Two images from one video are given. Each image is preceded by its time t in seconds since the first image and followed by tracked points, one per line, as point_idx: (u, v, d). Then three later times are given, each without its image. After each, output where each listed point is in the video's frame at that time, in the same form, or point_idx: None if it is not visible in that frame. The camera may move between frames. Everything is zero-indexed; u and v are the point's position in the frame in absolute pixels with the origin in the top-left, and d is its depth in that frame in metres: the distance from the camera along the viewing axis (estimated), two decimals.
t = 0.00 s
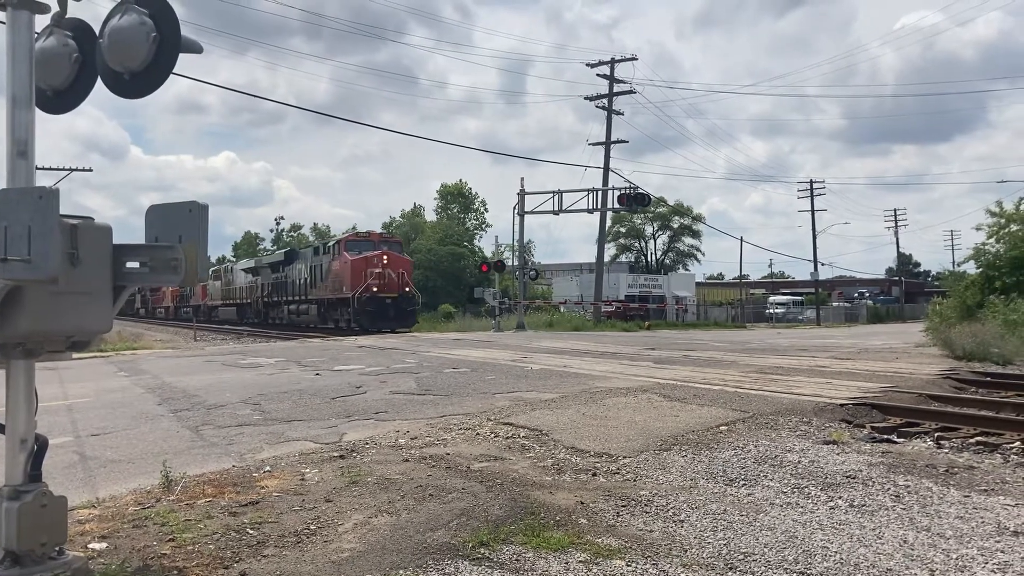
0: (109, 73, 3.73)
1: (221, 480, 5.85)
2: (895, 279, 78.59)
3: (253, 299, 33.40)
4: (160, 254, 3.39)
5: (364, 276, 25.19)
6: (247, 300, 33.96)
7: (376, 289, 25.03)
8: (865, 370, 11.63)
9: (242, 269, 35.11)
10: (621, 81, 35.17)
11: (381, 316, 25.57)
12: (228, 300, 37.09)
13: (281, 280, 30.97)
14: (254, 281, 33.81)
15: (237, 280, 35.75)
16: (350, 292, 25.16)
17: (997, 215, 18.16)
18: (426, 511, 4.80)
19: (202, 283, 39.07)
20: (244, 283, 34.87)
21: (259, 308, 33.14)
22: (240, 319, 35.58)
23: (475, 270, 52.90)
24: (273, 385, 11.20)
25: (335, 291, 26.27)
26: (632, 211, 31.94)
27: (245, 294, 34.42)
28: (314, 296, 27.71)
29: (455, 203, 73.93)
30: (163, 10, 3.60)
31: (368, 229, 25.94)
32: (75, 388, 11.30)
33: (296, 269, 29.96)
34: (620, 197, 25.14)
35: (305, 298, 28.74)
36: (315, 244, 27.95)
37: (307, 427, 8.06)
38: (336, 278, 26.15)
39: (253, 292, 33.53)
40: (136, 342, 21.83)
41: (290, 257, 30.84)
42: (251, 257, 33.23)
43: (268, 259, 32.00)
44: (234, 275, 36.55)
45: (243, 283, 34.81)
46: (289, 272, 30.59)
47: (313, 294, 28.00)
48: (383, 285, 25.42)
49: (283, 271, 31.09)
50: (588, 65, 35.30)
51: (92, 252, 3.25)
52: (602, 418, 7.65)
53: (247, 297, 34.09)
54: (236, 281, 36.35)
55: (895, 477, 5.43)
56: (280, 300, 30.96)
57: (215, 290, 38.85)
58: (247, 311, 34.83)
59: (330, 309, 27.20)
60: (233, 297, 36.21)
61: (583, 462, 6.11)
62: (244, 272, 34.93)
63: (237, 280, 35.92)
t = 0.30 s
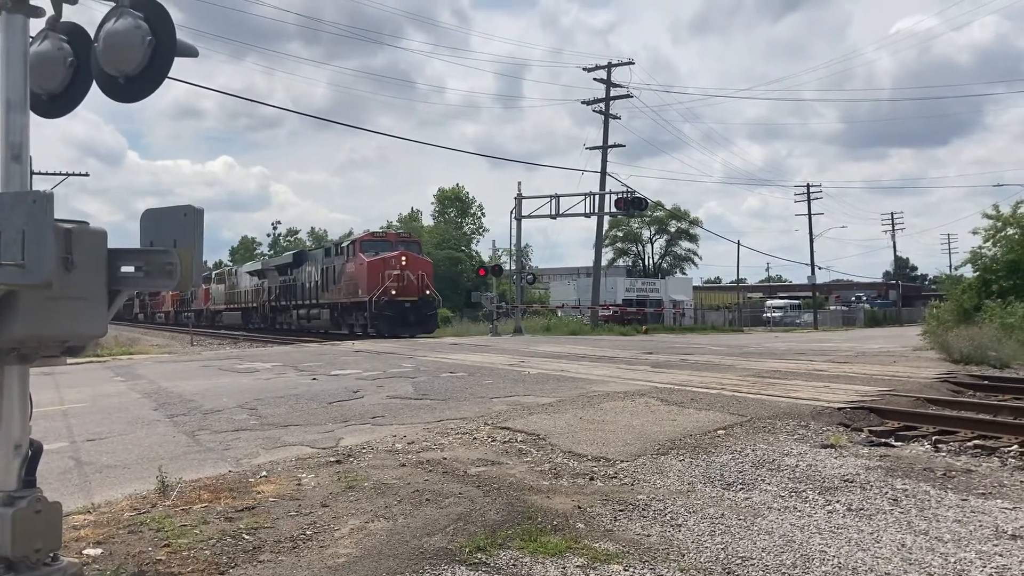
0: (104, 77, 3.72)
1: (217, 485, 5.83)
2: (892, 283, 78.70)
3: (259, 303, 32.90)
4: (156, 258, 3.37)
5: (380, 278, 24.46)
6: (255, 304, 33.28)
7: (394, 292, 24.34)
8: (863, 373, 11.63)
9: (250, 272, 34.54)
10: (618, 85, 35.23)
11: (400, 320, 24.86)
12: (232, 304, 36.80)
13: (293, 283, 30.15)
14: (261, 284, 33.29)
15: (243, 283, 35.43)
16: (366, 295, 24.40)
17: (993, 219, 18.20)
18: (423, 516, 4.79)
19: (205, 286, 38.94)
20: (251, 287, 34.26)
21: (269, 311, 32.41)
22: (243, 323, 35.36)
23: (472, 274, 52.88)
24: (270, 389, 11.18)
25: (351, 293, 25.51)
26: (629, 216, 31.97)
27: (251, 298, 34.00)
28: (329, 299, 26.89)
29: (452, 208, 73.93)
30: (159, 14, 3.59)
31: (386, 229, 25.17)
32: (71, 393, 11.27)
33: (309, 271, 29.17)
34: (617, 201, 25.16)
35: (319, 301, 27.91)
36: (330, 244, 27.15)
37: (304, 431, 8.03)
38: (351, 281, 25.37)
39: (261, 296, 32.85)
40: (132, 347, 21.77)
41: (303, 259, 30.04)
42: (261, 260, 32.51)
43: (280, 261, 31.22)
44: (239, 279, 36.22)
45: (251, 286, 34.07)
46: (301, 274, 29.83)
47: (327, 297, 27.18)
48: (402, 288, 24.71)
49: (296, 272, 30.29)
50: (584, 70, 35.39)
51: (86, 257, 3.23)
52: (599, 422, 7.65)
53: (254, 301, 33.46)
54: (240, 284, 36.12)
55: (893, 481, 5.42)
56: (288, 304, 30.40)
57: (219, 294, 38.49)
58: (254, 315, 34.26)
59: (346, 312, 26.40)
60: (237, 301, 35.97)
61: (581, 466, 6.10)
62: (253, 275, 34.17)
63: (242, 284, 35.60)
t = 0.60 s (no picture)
0: (98, 83, 3.72)
1: (212, 491, 5.82)
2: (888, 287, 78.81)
3: (266, 308, 32.07)
4: (151, 265, 3.36)
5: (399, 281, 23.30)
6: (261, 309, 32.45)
7: (415, 296, 23.25)
8: (859, 377, 11.64)
9: (256, 276, 33.65)
10: (614, 90, 35.27)
11: (421, 325, 23.77)
12: (237, 309, 36.10)
13: (304, 287, 29.06)
14: (267, 287, 32.43)
15: (247, 287, 34.62)
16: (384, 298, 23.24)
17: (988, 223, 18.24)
18: (418, 522, 4.78)
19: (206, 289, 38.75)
20: (258, 291, 33.41)
21: (277, 316, 31.49)
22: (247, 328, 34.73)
23: (469, 279, 52.82)
24: (265, 395, 11.15)
25: (367, 297, 24.35)
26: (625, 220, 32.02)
27: (257, 302, 33.22)
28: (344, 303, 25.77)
29: (449, 213, 73.88)
30: (153, 20, 3.61)
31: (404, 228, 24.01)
32: (67, 399, 11.24)
33: (321, 273, 28.08)
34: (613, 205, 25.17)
35: (333, 306, 26.78)
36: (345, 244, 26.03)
37: (299, 437, 8.02)
38: (367, 283, 24.26)
39: (268, 300, 32.00)
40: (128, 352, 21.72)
41: (315, 262, 28.98)
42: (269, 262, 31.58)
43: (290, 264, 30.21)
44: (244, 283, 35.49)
45: (257, 291, 33.22)
46: (313, 278, 28.79)
47: (342, 301, 26.05)
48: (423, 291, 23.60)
49: (308, 275, 29.21)
50: (580, 75, 35.46)
51: (81, 263, 3.23)
52: (595, 427, 7.64)
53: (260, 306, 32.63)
54: (243, 287, 35.65)
55: (888, 486, 5.42)
56: (298, 308, 29.49)
57: (222, 298, 37.71)
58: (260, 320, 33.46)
59: (362, 316, 25.25)
60: (241, 305, 35.29)
61: (577, 472, 6.10)
62: (260, 278, 33.20)
63: (247, 288, 34.83)
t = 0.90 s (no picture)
0: (89, 86, 3.70)
1: (203, 496, 5.81)
2: (880, 291, 78.99)
3: (268, 312, 30.80)
4: (142, 269, 3.35)
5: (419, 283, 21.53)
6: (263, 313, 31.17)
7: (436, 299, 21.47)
8: (852, 381, 11.65)
9: (259, 278, 32.35)
10: (607, 94, 35.29)
11: (444, 330, 22.04)
12: (238, 313, 34.83)
13: (312, 288, 27.32)
14: (269, 290, 31.07)
15: (248, 289, 33.27)
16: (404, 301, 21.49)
17: (978, 227, 18.33)
18: (411, 527, 4.77)
19: (205, 292, 38.41)
20: (259, 295, 32.17)
21: (281, 321, 30.03)
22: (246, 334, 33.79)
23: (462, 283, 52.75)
24: (257, 399, 11.12)
25: (385, 299, 22.60)
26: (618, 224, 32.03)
27: (259, 306, 32.02)
28: (358, 305, 23.96)
29: (442, 216, 73.76)
30: (145, 24, 3.60)
31: (425, 226, 22.09)
32: (57, 404, 11.18)
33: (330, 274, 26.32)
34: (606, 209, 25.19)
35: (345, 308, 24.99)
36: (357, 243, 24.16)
37: (292, 442, 7.99)
38: (383, 284, 22.53)
39: (270, 304, 30.67)
40: (120, 357, 21.63)
41: (323, 262, 27.24)
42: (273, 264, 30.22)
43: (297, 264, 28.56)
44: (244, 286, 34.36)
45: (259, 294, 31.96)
46: (321, 279, 27.09)
47: (355, 303, 24.22)
48: (446, 293, 21.84)
49: (316, 276, 27.45)
50: (573, 79, 35.50)
51: (71, 268, 3.22)
52: (587, 431, 7.64)
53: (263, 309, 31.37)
54: (243, 290, 34.46)
55: (880, 490, 5.44)
56: (304, 312, 27.96)
57: (223, 301, 36.60)
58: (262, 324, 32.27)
59: (378, 319, 23.55)
60: (242, 309, 34.19)
61: (569, 476, 6.10)
62: (262, 280, 31.77)
63: (248, 291, 33.66)
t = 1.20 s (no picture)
0: (74, 86, 3.67)
1: (192, 499, 5.78)
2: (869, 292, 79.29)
3: (268, 313, 30.12)
4: (127, 270, 3.33)
5: (439, 282, 20.44)
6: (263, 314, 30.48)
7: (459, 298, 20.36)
8: (840, 381, 11.69)
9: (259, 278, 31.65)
10: (597, 95, 35.29)
11: (468, 332, 20.84)
12: (235, 313, 33.96)
13: (319, 288, 26.41)
14: (269, 290, 30.33)
15: (248, 289, 32.58)
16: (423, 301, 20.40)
17: (965, 229, 18.43)
18: (399, 529, 4.76)
19: (198, 293, 38.06)
20: (259, 296, 31.49)
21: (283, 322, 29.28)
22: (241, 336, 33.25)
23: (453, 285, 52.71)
24: (246, 401, 11.09)
25: (402, 298, 21.53)
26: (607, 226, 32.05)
27: (258, 307, 31.35)
28: (374, 306, 22.85)
29: (432, 217, 73.67)
30: (131, 25, 3.59)
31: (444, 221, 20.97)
32: (44, 406, 11.13)
33: (340, 272, 25.37)
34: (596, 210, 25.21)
35: (357, 309, 23.98)
36: (370, 240, 23.11)
37: (281, 444, 7.97)
38: (401, 284, 21.45)
39: (272, 305, 30.00)
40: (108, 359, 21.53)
41: (331, 260, 26.30)
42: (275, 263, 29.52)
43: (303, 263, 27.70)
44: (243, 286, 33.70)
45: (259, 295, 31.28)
46: (328, 278, 26.22)
47: (370, 303, 23.12)
48: (469, 293, 20.66)
49: (324, 275, 26.53)
50: (563, 80, 35.49)
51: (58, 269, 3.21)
52: (576, 433, 7.64)
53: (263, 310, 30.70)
54: (242, 290, 33.65)
55: (868, 490, 5.46)
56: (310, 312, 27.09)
57: (219, 301, 35.96)
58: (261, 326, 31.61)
59: (396, 319, 22.47)
60: (239, 310, 33.54)
61: (559, 477, 6.10)
62: (263, 281, 30.99)
63: (246, 291, 32.99)
